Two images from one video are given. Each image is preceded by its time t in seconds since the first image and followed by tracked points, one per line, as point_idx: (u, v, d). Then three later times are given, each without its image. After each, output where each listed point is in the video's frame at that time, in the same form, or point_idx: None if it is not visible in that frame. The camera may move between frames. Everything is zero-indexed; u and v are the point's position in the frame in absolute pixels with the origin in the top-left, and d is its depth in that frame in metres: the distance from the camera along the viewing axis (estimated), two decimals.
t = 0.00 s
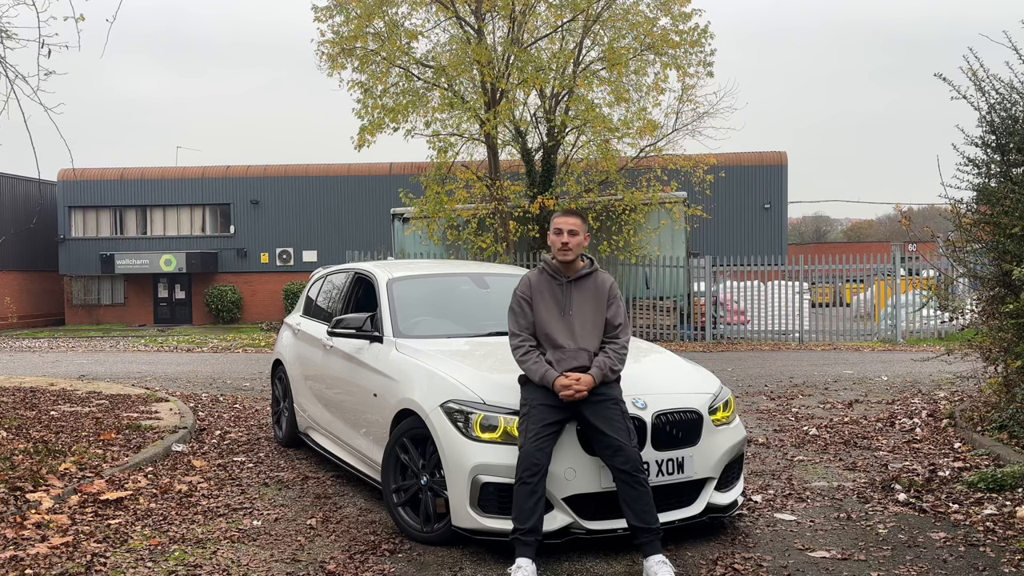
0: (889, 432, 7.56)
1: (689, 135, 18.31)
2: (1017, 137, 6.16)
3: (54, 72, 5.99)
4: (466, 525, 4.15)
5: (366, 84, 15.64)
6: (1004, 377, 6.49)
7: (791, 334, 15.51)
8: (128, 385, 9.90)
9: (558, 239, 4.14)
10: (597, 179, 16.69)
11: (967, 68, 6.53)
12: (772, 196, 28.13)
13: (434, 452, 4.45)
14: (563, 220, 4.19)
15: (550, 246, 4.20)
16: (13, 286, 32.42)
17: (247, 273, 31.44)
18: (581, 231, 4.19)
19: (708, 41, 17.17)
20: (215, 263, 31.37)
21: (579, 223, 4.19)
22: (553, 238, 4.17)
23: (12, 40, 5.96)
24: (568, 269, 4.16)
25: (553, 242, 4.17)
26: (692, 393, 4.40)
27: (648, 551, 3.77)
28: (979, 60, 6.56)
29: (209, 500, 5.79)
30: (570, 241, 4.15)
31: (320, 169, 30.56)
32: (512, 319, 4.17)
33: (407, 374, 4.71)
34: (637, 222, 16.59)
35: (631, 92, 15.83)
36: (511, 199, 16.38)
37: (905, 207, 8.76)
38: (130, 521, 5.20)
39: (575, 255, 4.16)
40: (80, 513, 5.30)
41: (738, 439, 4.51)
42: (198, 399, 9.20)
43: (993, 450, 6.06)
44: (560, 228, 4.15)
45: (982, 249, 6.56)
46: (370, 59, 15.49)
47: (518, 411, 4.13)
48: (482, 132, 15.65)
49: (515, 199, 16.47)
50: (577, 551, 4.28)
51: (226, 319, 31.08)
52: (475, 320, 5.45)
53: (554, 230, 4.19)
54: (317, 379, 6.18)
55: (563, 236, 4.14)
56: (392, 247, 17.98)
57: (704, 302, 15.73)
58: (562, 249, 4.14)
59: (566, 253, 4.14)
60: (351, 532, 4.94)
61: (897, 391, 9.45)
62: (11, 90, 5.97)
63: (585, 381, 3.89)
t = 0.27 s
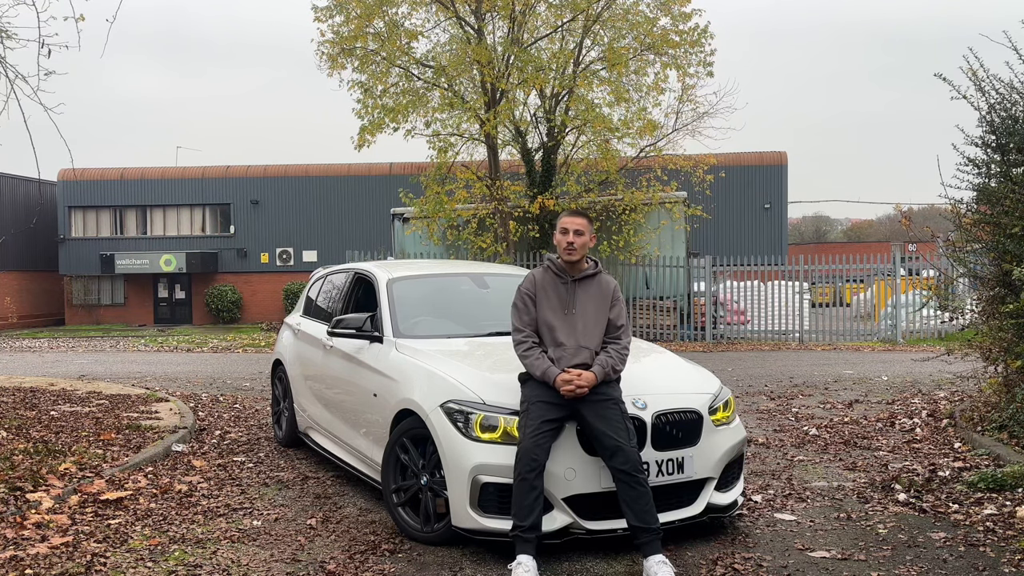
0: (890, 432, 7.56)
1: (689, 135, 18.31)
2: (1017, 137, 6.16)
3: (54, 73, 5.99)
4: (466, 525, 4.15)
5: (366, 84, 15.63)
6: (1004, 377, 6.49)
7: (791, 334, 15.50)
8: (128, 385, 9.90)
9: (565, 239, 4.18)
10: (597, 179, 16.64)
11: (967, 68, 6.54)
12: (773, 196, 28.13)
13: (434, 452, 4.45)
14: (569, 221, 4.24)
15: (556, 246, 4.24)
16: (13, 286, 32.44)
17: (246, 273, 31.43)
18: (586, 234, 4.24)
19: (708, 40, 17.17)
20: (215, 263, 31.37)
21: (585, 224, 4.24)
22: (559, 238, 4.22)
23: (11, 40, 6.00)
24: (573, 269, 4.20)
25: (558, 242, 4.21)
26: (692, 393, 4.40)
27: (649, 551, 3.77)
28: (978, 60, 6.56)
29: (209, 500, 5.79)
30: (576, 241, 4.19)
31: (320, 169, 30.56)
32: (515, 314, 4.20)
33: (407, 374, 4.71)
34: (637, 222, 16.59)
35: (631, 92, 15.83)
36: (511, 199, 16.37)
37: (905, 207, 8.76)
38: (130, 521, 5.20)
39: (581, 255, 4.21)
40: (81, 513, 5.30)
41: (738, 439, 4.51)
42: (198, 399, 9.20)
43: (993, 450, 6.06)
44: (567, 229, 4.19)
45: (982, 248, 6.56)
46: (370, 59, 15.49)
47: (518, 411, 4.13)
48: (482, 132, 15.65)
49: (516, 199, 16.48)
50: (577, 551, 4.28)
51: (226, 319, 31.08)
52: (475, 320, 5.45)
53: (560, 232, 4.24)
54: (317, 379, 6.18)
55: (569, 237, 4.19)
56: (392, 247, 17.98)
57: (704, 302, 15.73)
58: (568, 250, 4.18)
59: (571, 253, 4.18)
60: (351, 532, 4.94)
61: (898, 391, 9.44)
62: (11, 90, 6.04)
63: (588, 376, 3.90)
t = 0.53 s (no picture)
0: (889, 432, 7.56)
1: (689, 135, 18.30)
2: (1017, 137, 6.16)
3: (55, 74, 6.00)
4: (466, 525, 4.15)
5: (366, 84, 15.63)
6: (1004, 377, 6.49)
7: (791, 334, 15.49)
8: (128, 385, 9.90)
9: (566, 242, 4.16)
10: (597, 179, 16.66)
11: (967, 68, 6.54)
12: (772, 196, 28.12)
13: (434, 452, 4.45)
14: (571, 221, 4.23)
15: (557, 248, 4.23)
16: (13, 286, 32.44)
17: (246, 273, 31.43)
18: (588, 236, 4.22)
19: (708, 40, 17.17)
20: (215, 263, 31.37)
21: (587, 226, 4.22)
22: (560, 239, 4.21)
23: (12, 40, 5.98)
24: (574, 271, 4.19)
25: (559, 245, 4.19)
26: (692, 393, 4.40)
27: (648, 551, 3.76)
28: (979, 60, 6.56)
29: (209, 500, 5.80)
30: (578, 244, 4.18)
31: (320, 169, 30.56)
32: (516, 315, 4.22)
33: (407, 374, 4.71)
34: (637, 222, 16.59)
35: (631, 92, 15.84)
36: (511, 199, 16.36)
37: (905, 207, 8.76)
38: (130, 521, 5.20)
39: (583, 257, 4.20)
40: (81, 514, 5.30)
41: (738, 439, 4.51)
42: (198, 399, 9.20)
43: (993, 450, 6.06)
44: (568, 231, 4.16)
45: (982, 248, 6.56)
46: (370, 59, 15.48)
47: (518, 411, 4.13)
48: (482, 132, 15.64)
49: (516, 199, 16.48)
50: (577, 551, 4.28)
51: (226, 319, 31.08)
52: (475, 321, 5.45)
53: (561, 234, 4.22)
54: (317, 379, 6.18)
55: (571, 239, 4.17)
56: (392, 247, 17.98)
57: (704, 302, 15.73)
58: (569, 253, 4.17)
59: (571, 257, 4.17)
60: (351, 532, 4.94)
61: (898, 391, 9.44)
62: (11, 91, 6.01)
63: (588, 378, 3.91)
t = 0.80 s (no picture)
0: (890, 432, 7.56)
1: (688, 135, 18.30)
2: (1017, 137, 6.16)
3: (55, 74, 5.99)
4: (466, 525, 4.15)
5: (365, 84, 15.61)
6: (1004, 378, 6.49)
7: (791, 334, 15.49)
8: (128, 385, 9.89)
9: (567, 247, 4.11)
10: (597, 179, 16.69)
11: (967, 68, 6.52)
12: (773, 196, 28.12)
13: (434, 452, 4.44)
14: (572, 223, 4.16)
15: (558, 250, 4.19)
16: (13, 286, 32.44)
17: (247, 273, 31.43)
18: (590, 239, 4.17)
19: (708, 41, 17.18)
20: (215, 263, 31.38)
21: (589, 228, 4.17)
22: (561, 243, 4.15)
23: (12, 40, 5.97)
24: (575, 274, 4.16)
25: (560, 248, 4.15)
26: (692, 394, 4.40)
27: (649, 551, 3.76)
28: (979, 59, 6.54)
29: (209, 500, 5.80)
30: (579, 249, 4.13)
31: (320, 169, 30.55)
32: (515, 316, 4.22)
33: (407, 374, 4.71)
34: (637, 222, 16.60)
35: (631, 93, 15.85)
36: (511, 199, 16.36)
37: (905, 207, 8.76)
38: (130, 521, 5.20)
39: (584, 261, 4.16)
40: (81, 513, 5.30)
41: (738, 439, 4.51)
42: (199, 399, 9.19)
43: (993, 450, 6.06)
44: (569, 237, 4.11)
45: (981, 249, 6.57)
46: (370, 59, 15.48)
47: (518, 411, 4.13)
48: (482, 132, 15.64)
49: (516, 199, 16.47)
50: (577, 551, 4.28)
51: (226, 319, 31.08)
52: (476, 321, 5.45)
53: (562, 238, 4.16)
54: (317, 379, 6.18)
55: (572, 244, 4.12)
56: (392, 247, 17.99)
57: (704, 302, 15.73)
58: (569, 258, 4.13)
59: (572, 262, 4.13)
60: (351, 532, 4.94)
61: (898, 391, 9.44)
62: (11, 90, 5.98)
63: (587, 385, 3.92)
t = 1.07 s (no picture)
0: (889, 432, 7.56)
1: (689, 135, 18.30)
2: (1017, 137, 6.16)
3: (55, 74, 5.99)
4: (466, 525, 4.16)
5: (366, 84, 15.62)
6: (1004, 377, 6.49)
7: (791, 334, 15.49)
8: (128, 385, 9.89)
9: (571, 258, 4.04)
10: (597, 179, 16.71)
11: (967, 68, 6.52)
12: (773, 196, 28.12)
13: (434, 452, 4.44)
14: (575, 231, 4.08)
15: (559, 257, 4.12)
16: (14, 286, 32.44)
17: (247, 273, 31.43)
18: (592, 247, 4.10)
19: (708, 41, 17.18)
20: (215, 263, 31.38)
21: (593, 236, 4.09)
22: (564, 252, 4.07)
23: (12, 40, 5.97)
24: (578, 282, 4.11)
25: (563, 256, 4.07)
26: (692, 394, 4.40)
27: (648, 551, 3.76)
28: (979, 59, 6.54)
29: (209, 500, 5.80)
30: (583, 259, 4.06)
31: (320, 169, 30.57)
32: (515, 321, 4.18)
33: (407, 374, 4.70)
34: (637, 222, 16.59)
35: (631, 93, 15.85)
36: (512, 199, 16.36)
37: (905, 207, 8.76)
38: (130, 521, 5.20)
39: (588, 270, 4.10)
40: (81, 513, 5.30)
41: (738, 439, 4.51)
42: (199, 398, 9.19)
43: (993, 450, 6.06)
44: (573, 247, 4.03)
45: (981, 249, 6.57)
46: (370, 59, 15.49)
47: (518, 411, 4.13)
48: (482, 132, 15.64)
49: (516, 199, 16.47)
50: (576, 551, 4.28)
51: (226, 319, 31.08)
52: (475, 321, 5.45)
53: (564, 246, 4.08)
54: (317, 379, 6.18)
55: (576, 255, 4.04)
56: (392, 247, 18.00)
57: (704, 302, 15.73)
58: (572, 269, 4.06)
59: (575, 272, 4.07)
60: (351, 532, 4.94)
61: (899, 391, 9.44)
62: (11, 91, 5.97)
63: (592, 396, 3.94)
